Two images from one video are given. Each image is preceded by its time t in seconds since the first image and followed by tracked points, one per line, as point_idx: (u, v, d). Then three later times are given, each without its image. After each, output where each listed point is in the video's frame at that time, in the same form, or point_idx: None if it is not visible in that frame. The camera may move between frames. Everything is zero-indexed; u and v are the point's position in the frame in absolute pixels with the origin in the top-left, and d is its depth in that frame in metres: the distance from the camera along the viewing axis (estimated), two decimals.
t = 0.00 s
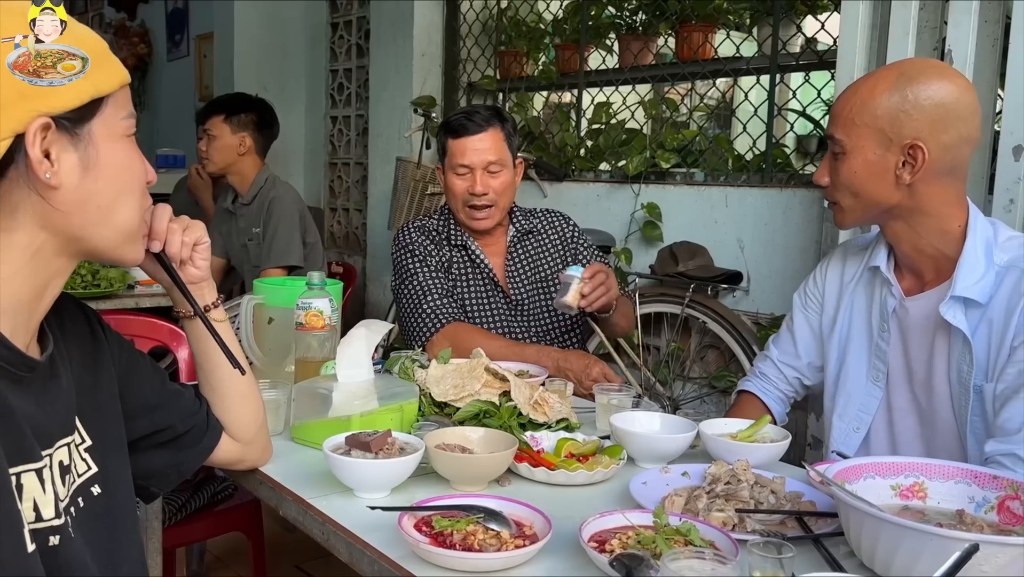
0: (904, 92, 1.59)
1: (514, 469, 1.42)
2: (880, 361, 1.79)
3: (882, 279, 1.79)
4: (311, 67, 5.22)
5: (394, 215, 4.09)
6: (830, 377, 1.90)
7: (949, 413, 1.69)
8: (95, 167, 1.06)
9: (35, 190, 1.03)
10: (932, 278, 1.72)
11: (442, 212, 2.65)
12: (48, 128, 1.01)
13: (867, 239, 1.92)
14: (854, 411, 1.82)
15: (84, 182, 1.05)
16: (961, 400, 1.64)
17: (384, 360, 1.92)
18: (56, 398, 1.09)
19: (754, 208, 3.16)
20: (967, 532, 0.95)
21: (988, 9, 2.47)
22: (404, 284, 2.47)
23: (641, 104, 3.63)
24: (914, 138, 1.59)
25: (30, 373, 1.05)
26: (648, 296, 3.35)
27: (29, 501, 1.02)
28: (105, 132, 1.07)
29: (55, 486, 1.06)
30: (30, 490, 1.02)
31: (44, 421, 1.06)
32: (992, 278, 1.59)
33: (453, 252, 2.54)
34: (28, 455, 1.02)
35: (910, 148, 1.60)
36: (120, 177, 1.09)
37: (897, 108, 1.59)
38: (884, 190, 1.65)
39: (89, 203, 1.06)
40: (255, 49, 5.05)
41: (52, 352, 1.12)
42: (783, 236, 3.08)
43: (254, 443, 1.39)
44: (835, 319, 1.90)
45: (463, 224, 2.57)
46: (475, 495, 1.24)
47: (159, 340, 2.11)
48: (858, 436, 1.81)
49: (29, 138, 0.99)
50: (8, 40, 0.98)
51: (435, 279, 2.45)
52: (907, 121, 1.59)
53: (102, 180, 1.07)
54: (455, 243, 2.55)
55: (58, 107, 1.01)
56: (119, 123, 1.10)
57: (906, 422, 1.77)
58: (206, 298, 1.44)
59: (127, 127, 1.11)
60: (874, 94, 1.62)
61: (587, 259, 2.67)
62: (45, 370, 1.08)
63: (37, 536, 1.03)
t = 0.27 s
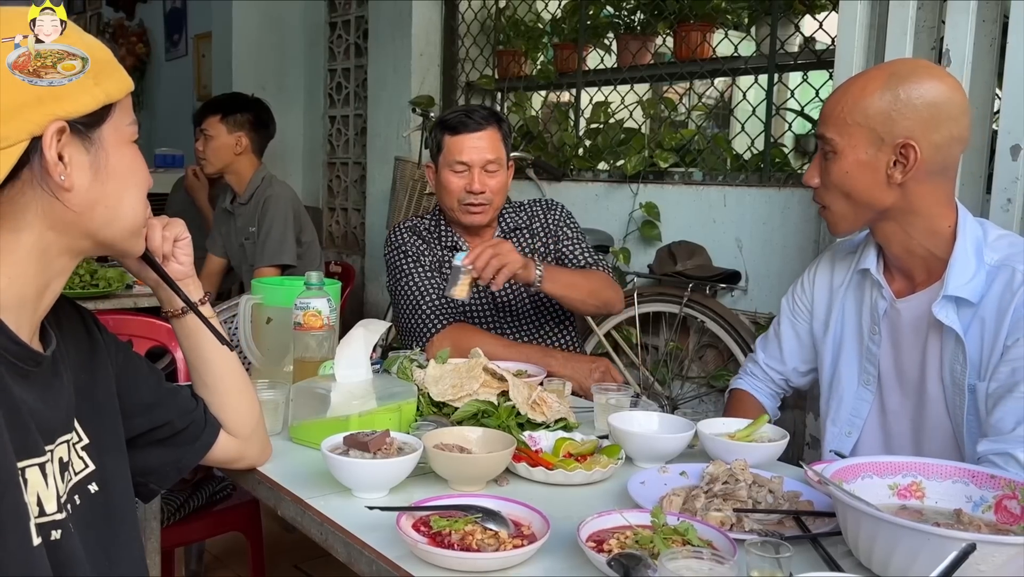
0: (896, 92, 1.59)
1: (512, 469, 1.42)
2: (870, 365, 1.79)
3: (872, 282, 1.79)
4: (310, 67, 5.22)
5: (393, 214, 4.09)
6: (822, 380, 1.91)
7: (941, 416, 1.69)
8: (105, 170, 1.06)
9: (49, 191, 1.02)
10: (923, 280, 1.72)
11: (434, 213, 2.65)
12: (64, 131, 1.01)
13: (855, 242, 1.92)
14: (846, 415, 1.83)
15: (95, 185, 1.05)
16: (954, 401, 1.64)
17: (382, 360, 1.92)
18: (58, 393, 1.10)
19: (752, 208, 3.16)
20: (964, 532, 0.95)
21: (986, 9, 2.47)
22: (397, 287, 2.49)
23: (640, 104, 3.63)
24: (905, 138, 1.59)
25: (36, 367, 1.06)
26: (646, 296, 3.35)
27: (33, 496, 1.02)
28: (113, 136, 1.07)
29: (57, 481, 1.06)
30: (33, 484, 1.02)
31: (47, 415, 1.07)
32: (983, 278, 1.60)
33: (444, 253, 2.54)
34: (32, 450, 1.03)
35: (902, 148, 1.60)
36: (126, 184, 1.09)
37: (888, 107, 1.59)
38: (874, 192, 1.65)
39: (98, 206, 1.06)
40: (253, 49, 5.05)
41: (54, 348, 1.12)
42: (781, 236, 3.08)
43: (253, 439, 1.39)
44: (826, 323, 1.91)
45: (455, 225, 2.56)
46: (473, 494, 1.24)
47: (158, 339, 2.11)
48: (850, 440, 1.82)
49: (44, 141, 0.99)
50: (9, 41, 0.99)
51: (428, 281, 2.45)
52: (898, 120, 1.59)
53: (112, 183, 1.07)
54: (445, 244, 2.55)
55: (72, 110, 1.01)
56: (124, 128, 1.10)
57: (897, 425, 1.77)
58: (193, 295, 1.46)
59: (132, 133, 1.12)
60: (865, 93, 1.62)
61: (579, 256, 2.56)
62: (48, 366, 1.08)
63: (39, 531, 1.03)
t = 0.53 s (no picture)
0: (876, 100, 1.58)
1: (511, 468, 1.42)
2: (869, 359, 1.80)
3: (875, 278, 1.80)
4: (308, 66, 5.22)
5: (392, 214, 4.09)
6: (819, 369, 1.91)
7: (937, 413, 1.69)
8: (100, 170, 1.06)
9: (46, 191, 1.02)
10: (926, 280, 1.71)
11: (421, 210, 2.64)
12: (60, 131, 1.01)
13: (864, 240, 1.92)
14: (841, 405, 1.83)
15: (90, 185, 1.05)
16: (949, 399, 1.64)
17: (381, 359, 1.92)
18: (54, 391, 1.09)
19: (751, 207, 3.16)
20: (962, 531, 0.95)
21: (985, 9, 2.47)
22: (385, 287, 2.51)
23: (638, 103, 3.63)
24: (892, 144, 1.58)
25: (34, 365, 1.06)
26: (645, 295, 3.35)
27: (30, 494, 1.02)
28: (109, 136, 1.07)
29: (54, 478, 1.06)
30: (31, 482, 1.02)
31: (45, 413, 1.07)
32: (979, 277, 1.59)
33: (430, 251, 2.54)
34: (28, 448, 1.02)
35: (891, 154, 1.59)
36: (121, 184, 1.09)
37: (868, 117, 1.58)
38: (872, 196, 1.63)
39: (93, 205, 1.06)
40: (252, 48, 5.04)
41: (51, 346, 1.12)
42: (780, 235, 3.08)
43: (250, 439, 1.40)
44: (828, 316, 1.91)
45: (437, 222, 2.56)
46: (472, 494, 1.24)
47: (156, 339, 2.11)
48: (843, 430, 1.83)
49: (42, 140, 0.99)
50: (8, 41, 0.99)
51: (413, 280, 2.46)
52: (887, 124, 1.58)
53: (108, 183, 1.07)
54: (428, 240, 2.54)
55: (70, 110, 1.01)
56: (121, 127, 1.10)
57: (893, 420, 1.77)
58: (191, 295, 1.46)
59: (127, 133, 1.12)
60: (843, 107, 1.61)
61: (543, 243, 2.52)
62: (45, 363, 1.08)
63: (38, 529, 1.03)
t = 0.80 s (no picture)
0: (895, 92, 1.59)
1: (510, 467, 1.42)
2: (877, 355, 1.80)
3: (884, 273, 1.80)
4: (307, 65, 5.21)
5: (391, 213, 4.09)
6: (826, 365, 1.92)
7: (945, 411, 1.69)
8: (100, 170, 1.06)
9: (45, 191, 1.02)
10: (938, 277, 1.70)
11: (418, 206, 2.63)
12: (60, 131, 1.01)
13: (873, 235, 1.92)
14: (851, 402, 1.83)
15: (89, 184, 1.05)
16: (958, 397, 1.64)
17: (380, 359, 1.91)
18: (55, 391, 1.09)
19: (751, 206, 3.16)
20: (962, 529, 0.95)
21: (984, 8, 2.47)
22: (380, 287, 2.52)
23: (638, 102, 3.63)
24: (908, 138, 1.58)
25: (34, 364, 1.06)
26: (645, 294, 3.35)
27: (30, 495, 1.02)
28: (109, 136, 1.07)
29: (53, 478, 1.05)
30: (31, 482, 1.02)
31: (45, 413, 1.07)
32: (993, 275, 1.59)
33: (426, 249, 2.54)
34: (28, 448, 1.02)
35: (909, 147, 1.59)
36: (122, 183, 1.09)
37: (889, 110, 1.59)
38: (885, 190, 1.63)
39: (94, 206, 1.06)
40: (251, 47, 5.04)
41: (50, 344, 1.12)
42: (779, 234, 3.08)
43: (250, 439, 1.39)
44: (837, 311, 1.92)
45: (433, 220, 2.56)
46: (472, 493, 1.24)
47: (156, 338, 2.11)
48: (853, 427, 1.83)
49: (42, 140, 0.99)
50: (9, 41, 0.99)
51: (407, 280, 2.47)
52: (906, 118, 1.58)
53: (107, 183, 1.07)
54: (424, 238, 2.54)
55: (69, 110, 1.01)
56: (122, 127, 1.10)
57: (904, 418, 1.77)
58: (193, 295, 1.46)
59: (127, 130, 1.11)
60: (864, 98, 1.61)
61: (529, 244, 2.47)
62: (45, 362, 1.08)
63: (38, 529, 1.02)
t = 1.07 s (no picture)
0: (917, 88, 1.59)
1: (511, 466, 1.42)
2: (885, 351, 1.79)
3: (895, 270, 1.79)
4: (307, 64, 5.21)
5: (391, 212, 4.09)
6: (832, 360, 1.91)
7: (951, 411, 1.69)
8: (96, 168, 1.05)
9: (39, 191, 1.02)
10: (949, 274, 1.71)
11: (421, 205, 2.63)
12: (54, 130, 1.01)
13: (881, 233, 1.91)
14: (856, 398, 1.82)
15: (86, 183, 1.04)
16: (965, 396, 1.64)
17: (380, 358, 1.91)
18: (54, 390, 1.09)
19: (750, 204, 3.16)
20: (963, 528, 0.95)
21: (985, 7, 2.47)
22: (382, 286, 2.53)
23: (638, 101, 3.63)
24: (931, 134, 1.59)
25: (32, 364, 1.05)
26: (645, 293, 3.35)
27: (30, 496, 1.02)
28: (106, 133, 1.07)
29: (53, 479, 1.05)
30: (30, 483, 1.02)
31: (44, 412, 1.07)
32: (1005, 275, 1.59)
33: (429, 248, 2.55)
34: (26, 450, 1.02)
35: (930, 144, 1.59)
36: (119, 180, 1.08)
37: (912, 105, 1.59)
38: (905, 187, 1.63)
39: (89, 205, 1.05)
40: (250, 46, 5.04)
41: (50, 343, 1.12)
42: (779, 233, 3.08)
43: (249, 439, 1.39)
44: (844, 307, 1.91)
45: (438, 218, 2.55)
46: (473, 492, 1.24)
47: (156, 337, 2.11)
48: (857, 423, 1.82)
49: (33, 138, 0.99)
50: (9, 41, 0.98)
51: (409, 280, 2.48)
52: (926, 115, 1.59)
53: (102, 183, 1.06)
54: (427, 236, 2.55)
55: (63, 107, 1.00)
56: (120, 126, 1.10)
57: (910, 415, 1.77)
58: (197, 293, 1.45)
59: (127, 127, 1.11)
60: (887, 92, 1.61)
61: (530, 247, 2.47)
62: (45, 362, 1.08)
63: (38, 529, 1.02)
